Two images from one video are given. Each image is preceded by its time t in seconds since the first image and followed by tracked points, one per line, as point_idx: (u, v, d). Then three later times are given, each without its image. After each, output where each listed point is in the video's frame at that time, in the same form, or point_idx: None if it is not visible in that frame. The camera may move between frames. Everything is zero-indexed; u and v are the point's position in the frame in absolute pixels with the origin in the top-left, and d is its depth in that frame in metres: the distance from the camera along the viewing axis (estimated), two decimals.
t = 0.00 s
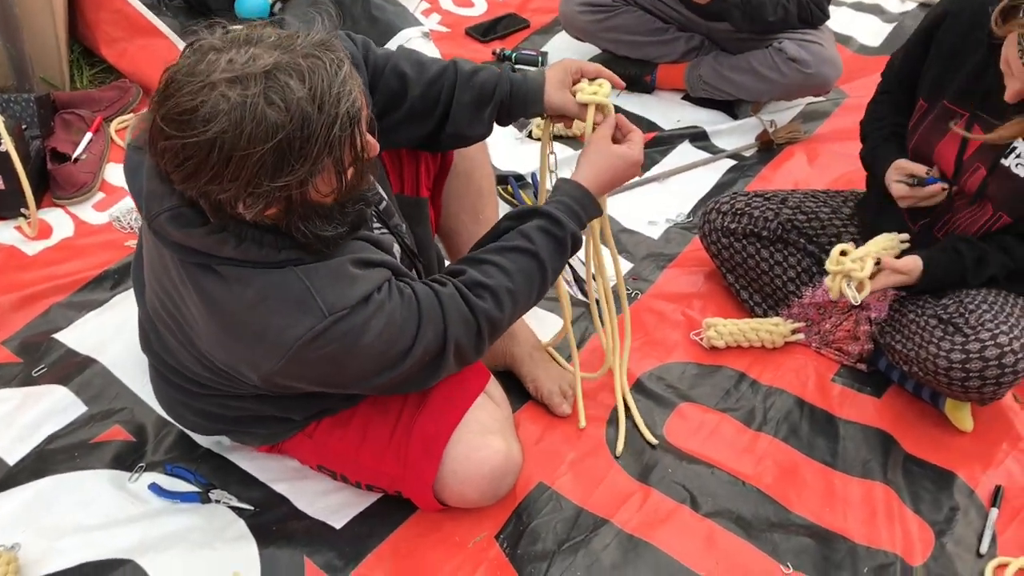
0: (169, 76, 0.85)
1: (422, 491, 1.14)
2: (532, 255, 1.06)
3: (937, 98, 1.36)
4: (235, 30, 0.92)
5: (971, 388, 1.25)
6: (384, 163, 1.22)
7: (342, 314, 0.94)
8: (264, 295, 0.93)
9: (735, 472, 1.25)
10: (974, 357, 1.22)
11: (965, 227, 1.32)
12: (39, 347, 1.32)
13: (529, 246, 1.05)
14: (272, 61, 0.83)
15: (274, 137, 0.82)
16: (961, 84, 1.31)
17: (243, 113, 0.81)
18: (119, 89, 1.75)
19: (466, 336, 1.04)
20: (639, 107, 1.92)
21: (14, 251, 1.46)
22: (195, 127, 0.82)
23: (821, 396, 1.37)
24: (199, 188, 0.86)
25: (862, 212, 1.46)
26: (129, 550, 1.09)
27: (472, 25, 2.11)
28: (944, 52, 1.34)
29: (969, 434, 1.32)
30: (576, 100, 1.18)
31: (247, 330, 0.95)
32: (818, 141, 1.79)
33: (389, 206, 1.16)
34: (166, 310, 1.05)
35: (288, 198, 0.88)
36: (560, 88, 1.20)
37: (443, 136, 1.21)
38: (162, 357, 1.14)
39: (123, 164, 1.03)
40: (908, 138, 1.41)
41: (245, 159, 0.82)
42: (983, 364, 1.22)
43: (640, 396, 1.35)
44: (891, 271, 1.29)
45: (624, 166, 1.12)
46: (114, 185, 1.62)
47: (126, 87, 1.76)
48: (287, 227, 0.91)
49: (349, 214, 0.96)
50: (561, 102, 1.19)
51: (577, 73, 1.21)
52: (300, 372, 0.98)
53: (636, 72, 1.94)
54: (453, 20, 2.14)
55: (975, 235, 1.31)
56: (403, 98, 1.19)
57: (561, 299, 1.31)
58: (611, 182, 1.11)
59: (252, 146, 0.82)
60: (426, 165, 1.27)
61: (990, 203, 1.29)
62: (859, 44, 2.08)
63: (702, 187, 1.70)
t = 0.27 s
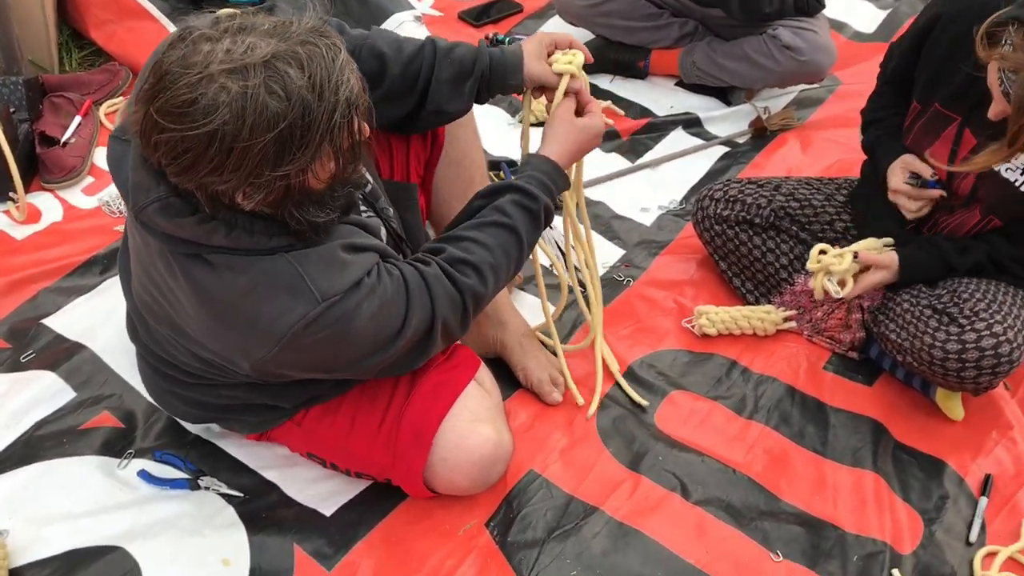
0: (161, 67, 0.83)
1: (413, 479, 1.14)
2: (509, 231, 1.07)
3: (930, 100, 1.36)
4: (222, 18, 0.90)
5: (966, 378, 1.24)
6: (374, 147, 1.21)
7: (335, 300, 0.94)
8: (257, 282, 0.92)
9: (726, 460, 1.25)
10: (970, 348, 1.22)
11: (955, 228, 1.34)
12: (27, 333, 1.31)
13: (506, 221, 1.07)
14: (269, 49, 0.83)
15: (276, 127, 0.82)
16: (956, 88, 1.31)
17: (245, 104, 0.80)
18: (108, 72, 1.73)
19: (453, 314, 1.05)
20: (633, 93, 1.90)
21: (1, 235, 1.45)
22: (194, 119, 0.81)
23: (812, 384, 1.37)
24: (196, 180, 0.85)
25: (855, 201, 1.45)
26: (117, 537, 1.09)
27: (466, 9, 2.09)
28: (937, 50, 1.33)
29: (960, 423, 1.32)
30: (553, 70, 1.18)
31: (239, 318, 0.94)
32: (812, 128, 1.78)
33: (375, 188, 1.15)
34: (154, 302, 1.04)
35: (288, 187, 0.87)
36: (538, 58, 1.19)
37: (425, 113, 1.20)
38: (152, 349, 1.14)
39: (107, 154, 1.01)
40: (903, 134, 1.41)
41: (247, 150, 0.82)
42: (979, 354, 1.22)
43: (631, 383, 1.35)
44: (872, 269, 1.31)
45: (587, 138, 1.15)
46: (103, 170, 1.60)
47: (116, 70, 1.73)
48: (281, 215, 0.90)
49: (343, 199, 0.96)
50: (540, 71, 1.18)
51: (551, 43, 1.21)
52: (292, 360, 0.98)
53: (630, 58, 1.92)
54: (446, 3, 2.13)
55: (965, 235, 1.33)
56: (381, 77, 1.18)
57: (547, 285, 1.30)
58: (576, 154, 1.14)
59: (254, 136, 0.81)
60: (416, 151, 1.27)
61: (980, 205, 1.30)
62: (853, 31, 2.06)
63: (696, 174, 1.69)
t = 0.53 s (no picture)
0: (161, 56, 0.82)
1: (412, 466, 1.15)
2: (506, 216, 1.07)
3: (929, 98, 1.34)
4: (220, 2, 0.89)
5: (968, 369, 1.24)
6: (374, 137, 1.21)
7: (334, 284, 0.94)
8: (255, 266, 0.93)
9: (725, 449, 1.25)
10: (972, 338, 1.22)
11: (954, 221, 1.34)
12: (26, 321, 1.31)
13: (501, 206, 1.06)
14: (269, 36, 0.82)
15: (279, 114, 0.82)
16: (958, 82, 1.29)
17: (247, 92, 0.80)
18: (108, 59, 1.73)
19: (450, 299, 1.05)
20: (634, 81, 1.89)
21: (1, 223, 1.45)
22: (197, 109, 0.80)
23: (812, 372, 1.37)
24: (200, 169, 0.85)
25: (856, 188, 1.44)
26: (117, 524, 1.09)
27: None
28: (935, 45, 1.33)
29: (960, 412, 1.32)
30: (543, 53, 1.18)
31: (239, 302, 0.95)
32: (814, 116, 1.77)
33: (371, 171, 1.15)
34: (152, 289, 1.05)
35: (291, 173, 0.88)
36: (528, 41, 1.19)
37: (417, 96, 1.20)
38: (151, 337, 1.14)
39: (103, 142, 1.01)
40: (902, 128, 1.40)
41: (250, 138, 0.82)
42: (981, 344, 1.22)
43: (631, 372, 1.35)
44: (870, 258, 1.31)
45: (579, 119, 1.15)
46: (103, 157, 1.61)
47: (116, 58, 1.73)
48: (282, 200, 0.91)
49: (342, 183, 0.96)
50: (530, 55, 1.18)
51: (542, 26, 1.21)
52: (292, 343, 0.98)
53: (631, 46, 1.91)
54: None
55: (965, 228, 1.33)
56: (372, 60, 1.17)
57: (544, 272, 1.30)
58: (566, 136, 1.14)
59: (257, 125, 0.81)
60: (414, 137, 1.27)
61: (977, 201, 1.30)
62: (855, 18, 2.05)
63: (696, 162, 1.69)
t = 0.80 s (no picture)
0: (168, 46, 0.82)
1: (416, 458, 1.15)
2: (501, 221, 1.10)
3: (933, 94, 1.34)
4: None
5: (975, 362, 1.24)
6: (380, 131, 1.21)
7: (332, 280, 0.95)
8: (256, 257, 0.93)
9: (731, 441, 1.25)
10: (980, 331, 1.22)
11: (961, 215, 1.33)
12: (33, 314, 1.32)
13: (497, 212, 1.09)
14: (276, 27, 0.82)
15: (284, 106, 0.82)
16: (963, 76, 1.29)
17: (253, 83, 0.80)
18: (114, 53, 1.73)
19: (448, 305, 1.07)
20: (639, 74, 1.89)
21: (8, 216, 1.46)
22: (203, 99, 0.81)
23: (817, 365, 1.36)
24: (204, 159, 0.85)
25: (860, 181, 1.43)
26: (123, 516, 1.10)
27: None
28: (935, 46, 1.33)
29: (965, 405, 1.31)
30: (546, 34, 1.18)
31: (238, 294, 0.95)
32: (820, 109, 1.77)
33: (377, 166, 1.16)
34: (155, 279, 1.05)
35: (295, 164, 0.88)
36: (533, 25, 1.19)
37: (421, 85, 1.20)
38: (154, 326, 1.15)
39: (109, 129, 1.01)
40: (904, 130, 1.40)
41: (256, 129, 0.82)
42: (988, 338, 1.22)
43: (636, 365, 1.35)
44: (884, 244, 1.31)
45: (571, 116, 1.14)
46: (109, 151, 1.61)
47: (121, 51, 1.73)
48: (287, 192, 0.91)
49: (346, 175, 0.97)
50: (534, 37, 1.18)
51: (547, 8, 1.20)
52: (290, 336, 0.99)
53: (637, 39, 1.90)
54: None
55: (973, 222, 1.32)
56: (377, 49, 1.18)
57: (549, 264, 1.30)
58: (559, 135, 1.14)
59: (262, 116, 0.82)
60: (421, 130, 1.26)
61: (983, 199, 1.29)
62: (862, 11, 2.04)
63: (702, 155, 1.68)
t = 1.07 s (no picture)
0: (179, 54, 0.83)
1: (417, 462, 1.15)
2: (487, 230, 1.09)
3: (934, 101, 1.34)
4: None
5: (977, 368, 1.25)
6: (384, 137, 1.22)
7: (333, 288, 0.95)
8: (259, 264, 0.93)
9: (732, 446, 1.25)
10: (982, 336, 1.23)
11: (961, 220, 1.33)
12: (37, 318, 1.32)
13: (482, 221, 1.09)
14: (288, 37, 0.82)
15: (295, 115, 0.82)
16: (962, 85, 1.29)
17: (265, 92, 0.81)
18: (118, 58, 1.74)
19: (446, 318, 1.08)
20: (641, 79, 1.89)
21: (13, 221, 1.46)
22: (215, 107, 0.81)
23: (819, 371, 1.36)
24: (214, 166, 0.86)
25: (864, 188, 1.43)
26: (126, 520, 1.10)
27: None
28: (936, 52, 1.34)
29: (968, 409, 1.32)
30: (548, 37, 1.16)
31: (238, 300, 0.95)
32: (822, 114, 1.77)
33: (381, 174, 1.16)
34: (158, 283, 1.06)
35: (303, 171, 0.88)
36: (534, 27, 1.17)
37: (425, 89, 1.21)
38: (157, 331, 1.15)
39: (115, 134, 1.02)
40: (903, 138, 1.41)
41: (266, 138, 0.83)
42: (990, 343, 1.22)
43: (638, 369, 1.35)
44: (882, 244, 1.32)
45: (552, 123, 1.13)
46: (113, 156, 1.62)
47: (125, 57, 1.74)
48: (295, 199, 0.92)
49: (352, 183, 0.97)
50: (535, 40, 1.16)
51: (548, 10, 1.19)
52: (291, 343, 0.99)
53: (639, 44, 1.92)
54: None
55: (975, 227, 1.32)
56: (381, 53, 1.19)
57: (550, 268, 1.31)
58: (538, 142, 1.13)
59: (274, 125, 0.82)
60: (423, 135, 1.28)
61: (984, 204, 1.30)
62: (864, 16, 2.05)
63: (704, 160, 1.69)
